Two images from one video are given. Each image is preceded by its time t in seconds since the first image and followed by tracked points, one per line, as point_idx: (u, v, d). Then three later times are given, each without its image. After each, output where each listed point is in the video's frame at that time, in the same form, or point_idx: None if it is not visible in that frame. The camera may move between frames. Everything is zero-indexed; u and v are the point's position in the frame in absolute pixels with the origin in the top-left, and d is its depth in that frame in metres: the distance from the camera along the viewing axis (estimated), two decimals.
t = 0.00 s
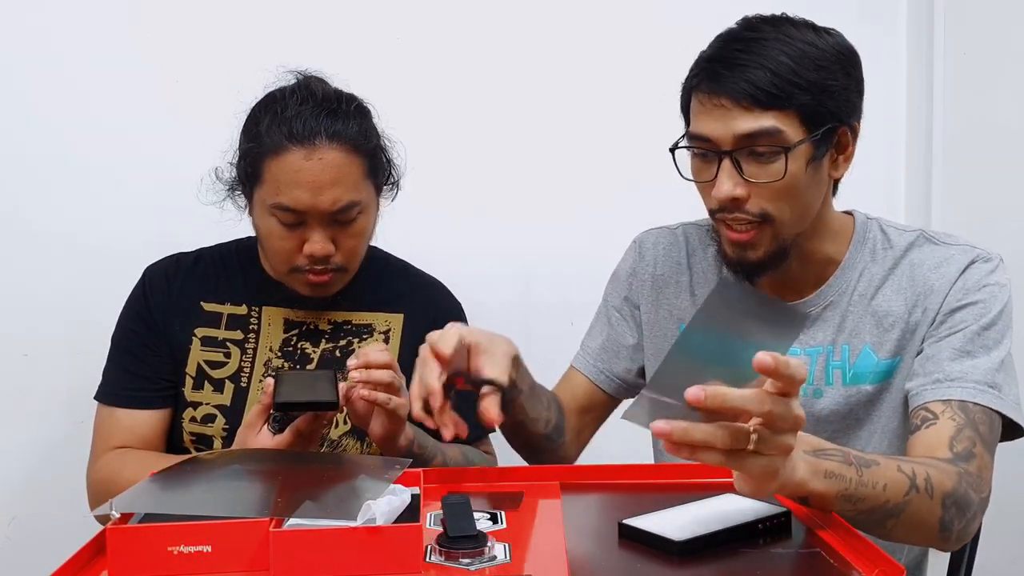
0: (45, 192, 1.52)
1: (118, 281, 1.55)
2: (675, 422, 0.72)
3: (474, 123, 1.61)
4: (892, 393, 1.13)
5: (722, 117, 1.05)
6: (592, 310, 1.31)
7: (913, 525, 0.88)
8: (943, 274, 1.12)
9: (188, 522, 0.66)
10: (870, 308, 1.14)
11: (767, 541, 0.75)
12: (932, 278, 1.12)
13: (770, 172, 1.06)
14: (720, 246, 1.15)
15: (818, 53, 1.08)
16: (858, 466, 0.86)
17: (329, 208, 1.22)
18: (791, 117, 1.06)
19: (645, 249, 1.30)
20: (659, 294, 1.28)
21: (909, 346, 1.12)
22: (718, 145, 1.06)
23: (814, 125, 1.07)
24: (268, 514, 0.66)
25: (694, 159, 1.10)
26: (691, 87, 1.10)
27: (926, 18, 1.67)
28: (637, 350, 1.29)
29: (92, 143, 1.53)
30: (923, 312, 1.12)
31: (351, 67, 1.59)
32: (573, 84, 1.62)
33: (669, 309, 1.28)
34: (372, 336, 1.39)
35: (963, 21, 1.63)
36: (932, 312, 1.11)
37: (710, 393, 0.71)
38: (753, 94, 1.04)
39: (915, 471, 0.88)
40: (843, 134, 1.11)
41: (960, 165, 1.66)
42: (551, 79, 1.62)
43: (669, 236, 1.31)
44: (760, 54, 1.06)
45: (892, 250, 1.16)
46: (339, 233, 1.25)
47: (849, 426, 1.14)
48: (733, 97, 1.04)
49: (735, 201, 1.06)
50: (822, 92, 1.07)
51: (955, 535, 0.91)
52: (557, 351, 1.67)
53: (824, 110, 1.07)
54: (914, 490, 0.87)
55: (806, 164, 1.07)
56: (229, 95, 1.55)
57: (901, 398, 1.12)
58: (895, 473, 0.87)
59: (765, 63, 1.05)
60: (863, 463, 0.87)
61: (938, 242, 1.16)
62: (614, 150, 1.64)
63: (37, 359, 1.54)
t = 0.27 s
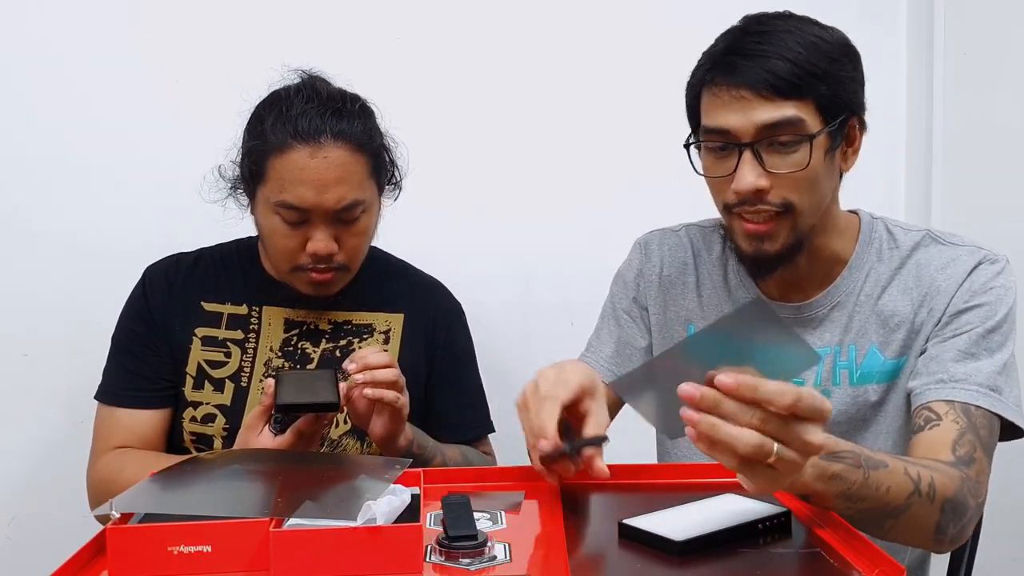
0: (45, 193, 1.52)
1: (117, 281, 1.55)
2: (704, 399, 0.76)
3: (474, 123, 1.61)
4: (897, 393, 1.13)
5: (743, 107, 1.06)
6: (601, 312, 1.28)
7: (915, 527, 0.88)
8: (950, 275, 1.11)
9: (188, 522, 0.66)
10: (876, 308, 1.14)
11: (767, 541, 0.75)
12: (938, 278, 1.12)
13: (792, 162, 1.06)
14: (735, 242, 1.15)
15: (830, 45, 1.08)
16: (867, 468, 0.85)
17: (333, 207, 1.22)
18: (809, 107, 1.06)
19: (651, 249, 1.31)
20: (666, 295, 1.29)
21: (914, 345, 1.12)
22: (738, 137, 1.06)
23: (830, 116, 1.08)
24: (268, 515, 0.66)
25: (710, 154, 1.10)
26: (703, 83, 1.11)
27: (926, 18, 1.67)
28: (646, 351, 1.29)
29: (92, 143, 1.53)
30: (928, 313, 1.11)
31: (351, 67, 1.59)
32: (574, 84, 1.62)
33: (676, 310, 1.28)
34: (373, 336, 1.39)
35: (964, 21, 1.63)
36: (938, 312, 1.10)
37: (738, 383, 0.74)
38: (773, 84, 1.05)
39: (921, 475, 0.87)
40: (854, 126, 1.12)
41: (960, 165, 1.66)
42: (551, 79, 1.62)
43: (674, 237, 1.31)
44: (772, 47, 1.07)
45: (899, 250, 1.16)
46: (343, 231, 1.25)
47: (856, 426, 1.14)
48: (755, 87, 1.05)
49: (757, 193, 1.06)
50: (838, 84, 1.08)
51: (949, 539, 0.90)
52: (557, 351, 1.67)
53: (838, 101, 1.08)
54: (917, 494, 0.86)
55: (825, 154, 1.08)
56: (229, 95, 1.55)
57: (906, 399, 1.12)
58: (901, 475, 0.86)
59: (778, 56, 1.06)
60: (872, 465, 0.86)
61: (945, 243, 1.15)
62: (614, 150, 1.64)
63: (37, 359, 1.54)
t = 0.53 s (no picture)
0: (45, 193, 1.52)
1: (118, 281, 1.55)
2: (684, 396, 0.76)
3: (474, 123, 1.61)
4: (900, 397, 1.12)
5: (755, 101, 1.06)
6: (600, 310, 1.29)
7: (919, 532, 0.89)
8: (954, 279, 1.11)
9: (188, 522, 0.66)
10: (879, 312, 1.14)
11: (768, 541, 0.75)
12: (942, 282, 1.12)
13: (803, 155, 1.06)
14: (745, 242, 1.14)
15: (836, 41, 1.08)
16: (874, 474, 0.85)
17: (331, 201, 1.22)
18: (820, 100, 1.07)
19: (652, 248, 1.32)
20: (666, 294, 1.29)
21: (918, 349, 1.12)
22: (750, 131, 1.07)
23: (839, 110, 1.08)
24: (269, 515, 0.66)
25: (721, 150, 1.10)
26: (708, 80, 1.11)
27: (926, 18, 1.67)
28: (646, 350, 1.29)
29: (92, 143, 1.53)
30: (932, 317, 1.11)
31: (351, 67, 1.59)
32: (574, 84, 1.62)
33: (676, 309, 1.28)
34: (372, 336, 1.39)
35: (964, 20, 1.63)
36: (942, 317, 1.10)
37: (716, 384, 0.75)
38: (784, 76, 1.05)
39: (932, 484, 0.88)
40: (860, 122, 1.12)
41: (961, 165, 1.66)
42: (551, 79, 1.62)
43: (676, 237, 1.32)
44: (779, 41, 1.07)
45: (901, 254, 1.16)
46: (341, 227, 1.25)
47: (857, 430, 1.14)
48: (767, 81, 1.05)
49: (771, 186, 1.06)
50: (845, 80, 1.08)
51: (957, 547, 0.91)
52: (557, 351, 1.67)
53: (846, 95, 1.08)
54: (925, 502, 0.87)
55: (836, 149, 1.08)
56: (229, 95, 1.55)
57: (908, 403, 1.12)
58: (909, 483, 0.87)
59: (787, 51, 1.06)
60: (881, 471, 0.86)
61: (950, 246, 1.15)
62: (614, 150, 1.64)
63: (37, 359, 1.54)
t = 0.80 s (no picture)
0: (45, 193, 1.52)
1: (118, 281, 1.55)
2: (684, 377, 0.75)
3: (474, 123, 1.61)
4: (900, 401, 1.12)
5: (761, 99, 1.06)
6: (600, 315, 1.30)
7: (919, 535, 0.89)
8: (954, 282, 1.11)
9: (188, 522, 0.66)
10: (879, 314, 1.14)
11: (768, 541, 0.74)
12: (942, 285, 1.12)
13: (809, 152, 1.07)
14: (748, 241, 1.14)
15: (836, 38, 1.09)
16: (876, 476, 0.86)
17: (328, 195, 1.22)
18: (822, 98, 1.07)
19: (649, 252, 1.32)
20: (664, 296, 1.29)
21: (918, 353, 1.12)
22: (756, 129, 1.07)
23: (841, 107, 1.09)
24: (268, 515, 0.66)
25: (724, 149, 1.10)
26: (708, 80, 1.11)
27: (926, 18, 1.67)
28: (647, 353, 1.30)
29: (92, 143, 1.53)
30: (932, 320, 1.11)
31: (351, 67, 1.59)
32: (574, 84, 1.62)
33: (676, 311, 1.28)
34: (372, 336, 1.39)
35: (964, 20, 1.63)
36: (943, 320, 1.10)
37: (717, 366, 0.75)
38: (788, 74, 1.05)
39: (932, 487, 0.88)
40: (860, 120, 1.13)
41: (961, 165, 1.66)
42: (550, 78, 1.62)
43: (673, 239, 1.32)
44: (780, 40, 1.07)
45: (900, 256, 1.16)
46: (339, 222, 1.25)
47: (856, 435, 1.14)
48: (772, 79, 1.05)
49: (778, 184, 1.06)
50: (845, 78, 1.09)
51: (957, 551, 0.91)
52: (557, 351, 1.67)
53: (846, 94, 1.09)
54: (927, 506, 0.88)
55: (840, 146, 1.08)
56: (229, 96, 1.55)
57: (908, 406, 1.11)
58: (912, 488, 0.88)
59: (788, 49, 1.06)
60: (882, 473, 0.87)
61: (949, 248, 1.15)
62: (614, 150, 1.64)
63: (37, 360, 1.54)
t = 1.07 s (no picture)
0: (45, 193, 1.52)
1: (118, 281, 1.55)
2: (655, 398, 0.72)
3: (474, 123, 1.61)
4: (866, 382, 1.12)
5: (705, 96, 1.05)
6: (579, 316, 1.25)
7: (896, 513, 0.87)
8: (902, 260, 1.12)
9: (188, 522, 0.66)
10: (835, 301, 1.14)
11: (762, 540, 0.74)
12: (891, 265, 1.12)
13: (755, 150, 1.06)
14: (698, 242, 1.12)
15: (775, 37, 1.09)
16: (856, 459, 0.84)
17: (287, 167, 1.22)
18: (769, 96, 1.07)
19: (619, 255, 1.28)
20: (641, 299, 1.25)
21: (877, 334, 1.12)
22: (702, 127, 1.05)
23: (785, 107, 1.09)
24: (268, 514, 0.66)
25: (674, 149, 1.09)
26: (655, 80, 1.10)
27: (926, 19, 1.67)
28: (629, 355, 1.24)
29: (92, 143, 1.52)
30: (886, 300, 1.11)
31: (351, 67, 1.59)
32: (573, 84, 1.63)
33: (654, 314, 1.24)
34: (372, 337, 1.38)
35: (964, 20, 1.62)
36: (895, 298, 1.10)
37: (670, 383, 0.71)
38: (733, 72, 1.05)
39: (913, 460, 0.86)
40: (805, 120, 1.13)
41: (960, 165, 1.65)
42: (550, 79, 1.62)
43: (642, 243, 1.29)
44: (713, 39, 1.07)
45: (850, 243, 1.18)
46: (307, 201, 1.25)
47: (826, 423, 1.14)
48: (718, 78, 1.05)
49: (725, 181, 1.05)
50: (789, 77, 1.09)
51: (942, 519, 0.89)
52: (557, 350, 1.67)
53: (792, 95, 1.10)
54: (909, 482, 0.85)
55: (785, 144, 1.08)
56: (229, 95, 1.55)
57: (875, 388, 1.11)
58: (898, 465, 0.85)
59: (730, 47, 1.06)
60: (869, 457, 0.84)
61: (894, 231, 1.17)
62: (614, 150, 1.64)
63: (37, 360, 1.54)
